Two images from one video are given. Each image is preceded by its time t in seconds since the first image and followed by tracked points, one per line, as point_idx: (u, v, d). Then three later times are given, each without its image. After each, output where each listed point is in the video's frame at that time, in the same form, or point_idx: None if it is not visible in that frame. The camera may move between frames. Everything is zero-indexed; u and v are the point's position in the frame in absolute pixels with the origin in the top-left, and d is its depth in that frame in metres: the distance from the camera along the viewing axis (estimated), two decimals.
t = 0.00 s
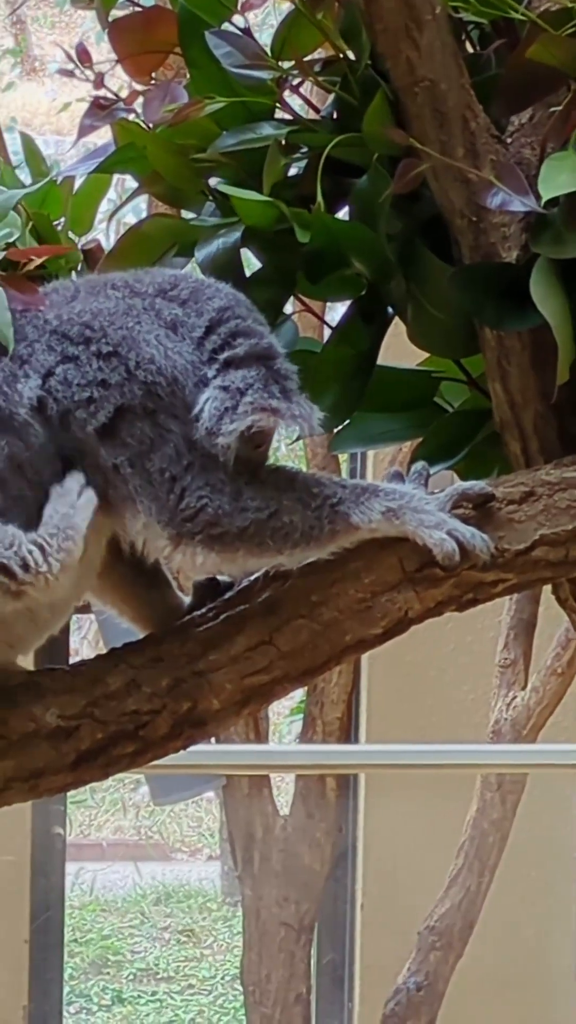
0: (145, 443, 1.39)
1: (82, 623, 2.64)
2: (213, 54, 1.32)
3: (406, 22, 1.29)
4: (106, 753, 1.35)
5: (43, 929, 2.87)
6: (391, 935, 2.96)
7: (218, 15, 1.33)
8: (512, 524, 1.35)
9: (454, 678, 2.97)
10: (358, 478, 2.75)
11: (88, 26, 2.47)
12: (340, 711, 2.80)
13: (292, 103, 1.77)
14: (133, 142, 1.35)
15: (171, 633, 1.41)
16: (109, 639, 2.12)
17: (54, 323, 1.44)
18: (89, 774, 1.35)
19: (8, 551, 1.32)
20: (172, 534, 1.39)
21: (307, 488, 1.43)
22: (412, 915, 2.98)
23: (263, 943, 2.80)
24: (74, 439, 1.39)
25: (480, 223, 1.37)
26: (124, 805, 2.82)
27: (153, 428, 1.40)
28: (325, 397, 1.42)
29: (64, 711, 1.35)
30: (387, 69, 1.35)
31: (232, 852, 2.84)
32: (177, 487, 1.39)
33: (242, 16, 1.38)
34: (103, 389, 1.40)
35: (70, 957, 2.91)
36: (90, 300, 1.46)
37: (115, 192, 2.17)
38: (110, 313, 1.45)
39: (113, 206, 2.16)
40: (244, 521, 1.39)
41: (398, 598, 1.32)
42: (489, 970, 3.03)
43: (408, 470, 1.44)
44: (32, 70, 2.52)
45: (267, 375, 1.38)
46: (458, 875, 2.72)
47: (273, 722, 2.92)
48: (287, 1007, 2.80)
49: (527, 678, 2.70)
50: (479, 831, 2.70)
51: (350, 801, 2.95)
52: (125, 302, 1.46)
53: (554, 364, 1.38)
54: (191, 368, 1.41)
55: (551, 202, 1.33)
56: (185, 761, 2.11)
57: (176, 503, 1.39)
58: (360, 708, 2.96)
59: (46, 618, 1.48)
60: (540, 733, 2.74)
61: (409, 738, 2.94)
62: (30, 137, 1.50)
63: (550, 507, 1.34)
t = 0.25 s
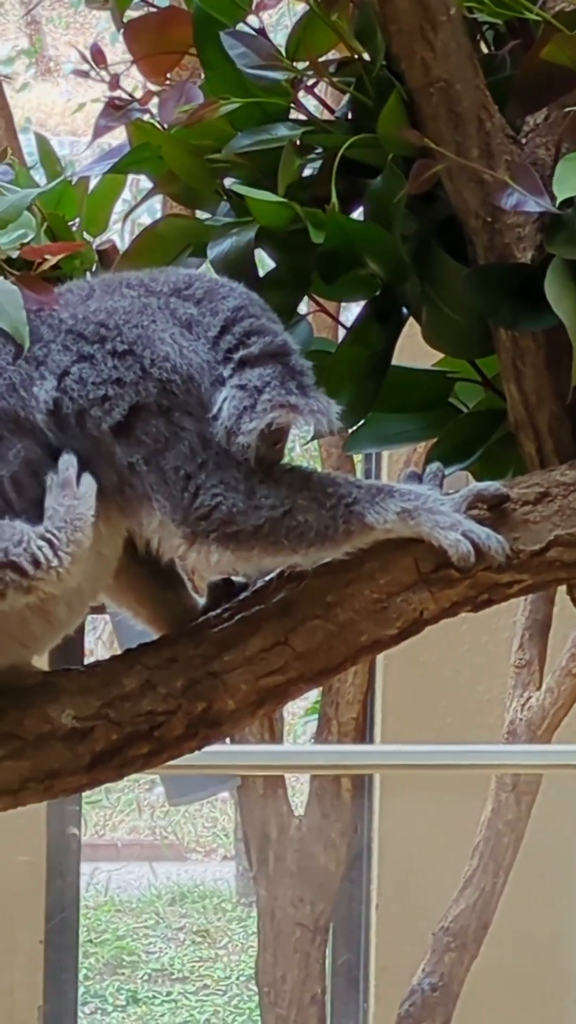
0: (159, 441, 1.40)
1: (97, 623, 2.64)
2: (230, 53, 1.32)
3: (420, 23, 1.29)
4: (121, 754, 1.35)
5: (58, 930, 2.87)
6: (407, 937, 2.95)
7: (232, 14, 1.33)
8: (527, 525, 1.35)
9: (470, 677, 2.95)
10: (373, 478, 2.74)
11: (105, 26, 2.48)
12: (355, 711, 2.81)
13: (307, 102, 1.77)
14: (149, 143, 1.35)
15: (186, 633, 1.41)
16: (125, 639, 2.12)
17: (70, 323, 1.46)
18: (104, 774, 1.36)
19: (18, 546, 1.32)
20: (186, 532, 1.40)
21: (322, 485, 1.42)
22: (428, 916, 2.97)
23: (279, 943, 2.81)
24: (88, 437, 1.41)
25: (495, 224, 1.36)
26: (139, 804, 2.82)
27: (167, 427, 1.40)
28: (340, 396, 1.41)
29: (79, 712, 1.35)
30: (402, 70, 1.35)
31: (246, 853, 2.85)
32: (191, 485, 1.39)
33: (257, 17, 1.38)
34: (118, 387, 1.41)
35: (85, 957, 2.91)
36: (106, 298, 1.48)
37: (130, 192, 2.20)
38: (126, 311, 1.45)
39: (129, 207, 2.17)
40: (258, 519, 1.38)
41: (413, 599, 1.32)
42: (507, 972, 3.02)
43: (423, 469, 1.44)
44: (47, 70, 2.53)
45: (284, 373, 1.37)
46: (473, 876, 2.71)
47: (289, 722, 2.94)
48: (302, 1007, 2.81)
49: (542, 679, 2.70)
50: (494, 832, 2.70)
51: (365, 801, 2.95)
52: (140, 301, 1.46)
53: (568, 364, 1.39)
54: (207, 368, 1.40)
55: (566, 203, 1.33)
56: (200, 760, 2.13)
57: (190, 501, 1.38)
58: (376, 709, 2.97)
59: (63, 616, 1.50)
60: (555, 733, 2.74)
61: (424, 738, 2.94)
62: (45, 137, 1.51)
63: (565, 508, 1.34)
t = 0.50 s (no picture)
0: (173, 436, 1.39)
1: (113, 623, 2.62)
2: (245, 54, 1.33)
3: (437, 22, 1.29)
4: (138, 753, 1.35)
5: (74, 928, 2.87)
6: (422, 936, 2.93)
7: (250, 14, 1.33)
8: (544, 524, 1.34)
9: (486, 677, 2.95)
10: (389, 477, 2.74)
11: (121, 26, 2.48)
12: (371, 711, 2.83)
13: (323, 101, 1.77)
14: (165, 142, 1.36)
15: (203, 633, 1.41)
16: (142, 637, 2.12)
17: (82, 316, 1.46)
18: (121, 774, 1.36)
19: (45, 547, 1.34)
20: (202, 527, 1.39)
21: (339, 483, 1.42)
22: (444, 915, 2.94)
23: (295, 942, 2.82)
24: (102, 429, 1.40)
25: (512, 222, 1.36)
26: (155, 805, 2.81)
27: (181, 421, 1.40)
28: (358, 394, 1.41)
29: (96, 711, 1.35)
30: (418, 68, 1.34)
31: (262, 853, 2.85)
32: (207, 480, 1.38)
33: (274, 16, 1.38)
34: (130, 380, 1.41)
35: (101, 957, 2.91)
36: (118, 293, 1.48)
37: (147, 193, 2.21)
38: (138, 306, 1.46)
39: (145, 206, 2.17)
40: (275, 515, 1.39)
41: (430, 598, 1.32)
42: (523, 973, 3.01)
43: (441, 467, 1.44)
44: (63, 70, 2.53)
45: (296, 369, 1.38)
46: (489, 875, 2.71)
47: (304, 723, 2.93)
48: (318, 1007, 2.82)
49: (558, 679, 2.70)
50: (510, 831, 2.70)
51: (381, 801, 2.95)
52: (153, 296, 1.47)
53: None
54: (219, 365, 1.40)
55: None
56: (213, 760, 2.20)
57: (206, 495, 1.38)
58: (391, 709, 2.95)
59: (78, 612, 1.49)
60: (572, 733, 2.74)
61: (439, 738, 2.92)
62: (61, 137, 1.52)
63: None
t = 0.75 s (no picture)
0: (184, 436, 1.40)
1: (126, 622, 2.61)
2: (261, 51, 1.32)
3: (452, 21, 1.28)
4: (153, 752, 1.34)
5: (88, 927, 2.86)
6: (437, 938, 2.89)
7: (265, 13, 1.35)
8: (558, 524, 1.35)
9: (500, 675, 2.93)
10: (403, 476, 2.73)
11: (135, 26, 2.47)
12: (385, 712, 2.86)
13: (339, 101, 1.77)
14: (180, 141, 1.36)
15: (217, 632, 1.41)
16: (156, 637, 2.12)
17: (94, 316, 1.47)
18: (136, 773, 1.35)
19: (62, 551, 1.33)
20: (216, 525, 1.39)
21: (353, 482, 1.42)
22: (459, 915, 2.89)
23: (309, 943, 2.87)
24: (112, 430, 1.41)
25: (527, 222, 1.35)
26: (169, 804, 2.81)
27: (192, 420, 1.40)
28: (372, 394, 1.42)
29: (111, 710, 1.35)
30: (433, 68, 1.34)
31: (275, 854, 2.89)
32: (219, 479, 1.38)
33: (288, 16, 1.38)
34: (141, 381, 1.41)
35: (116, 957, 2.91)
36: (129, 293, 1.48)
37: (161, 191, 2.21)
38: (149, 306, 1.46)
39: (160, 207, 2.17)
40: (288, 513, 1.39)
41: (444, 598, 1.32)
42: (538, 974, 3.00)
43: (455, 467, 1.44)
44: (78, 71, 2.53)
45: (309, 366, 1.37)
46: (503, 876, 2.70)
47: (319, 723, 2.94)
48: (332, 1007, 2.87)
49: (573, 680, 2.69)
50: (525, 832, 2.69)
51: (395, 801, 2.95)
52: (165, 296, 1.47)
53: None
54: (230, 365, 1.40)
55: None
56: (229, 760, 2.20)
57: (218, 495, 1.38)
58: (406, 711, 2.95)
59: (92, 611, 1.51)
60: None
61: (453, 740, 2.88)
62: (76, 138, 1.53)
63: None
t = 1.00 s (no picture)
0: (196, 430, 1.42)
1: (143, 620, 2.65)
2: (277, 50, 1.32)
3: (467, 20, 1.29)
4: (169, 751, 1.33)
5: (103, 928, 2.86)
6: (453, 937, 2.87)
7: (279, 11, 1.35)
8: (575, 522, 1.34)
9: (515, 673, 2.92)
10: (418, 476, 2.73)
11: (150, 26, 2.47)
12: (401, 712, 2.90)
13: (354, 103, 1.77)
14: (195, 141, 1.36)
15: (233, 632, 1.40)
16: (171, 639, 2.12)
17: (105, 312, 1.50)
18: (151, 773, 1.33)
19: (83, 560, 1.36)
20: (231, 520, 1.40)
21: (367, 480, 1.43)
22: (475, 916, 2.88)
23: (324, 942, 2.90)
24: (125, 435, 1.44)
25: (543, 221, 1.34)
26: (185, 804, 2.82)
27: (204, 416, 1.42)
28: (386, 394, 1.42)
29: (127, 709, 1.33)
30: (449, 67, 1.34)
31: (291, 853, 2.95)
32: (233, 474, 1.40)
33: (304, 15, 1.38)
34: (152, 375, 1.45)
35: (131, 956, 2.91)
36: (142, 289, 1.53)
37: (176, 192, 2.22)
38: (162, 303, 1.50)
39: (175, 207, 2.16)
40: (303, 508, 1.39)
41: (460, 597, 1.32)
42: (553, 976, 2.99)
43: (471, 466, 1.47)
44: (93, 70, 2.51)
45: (323, 359, 1.39)
46: (519, 875, 2.71)
47: (335, 722, 3.03)
48: (348, 1007, 2.89)
49: None
50: (541, 831, 2.70)
51: (411, 801, 2.93)
52: (178, 294, 1.51)
53: None
54: (243, 362, 1.44)
55: None
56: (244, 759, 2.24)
57: (233, 489, 1.39)
58: (421, 711, 2.97)
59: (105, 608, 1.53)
60: None
61: (469, 737, 2.90)
62: (92, 137, 1.55)
63: None
